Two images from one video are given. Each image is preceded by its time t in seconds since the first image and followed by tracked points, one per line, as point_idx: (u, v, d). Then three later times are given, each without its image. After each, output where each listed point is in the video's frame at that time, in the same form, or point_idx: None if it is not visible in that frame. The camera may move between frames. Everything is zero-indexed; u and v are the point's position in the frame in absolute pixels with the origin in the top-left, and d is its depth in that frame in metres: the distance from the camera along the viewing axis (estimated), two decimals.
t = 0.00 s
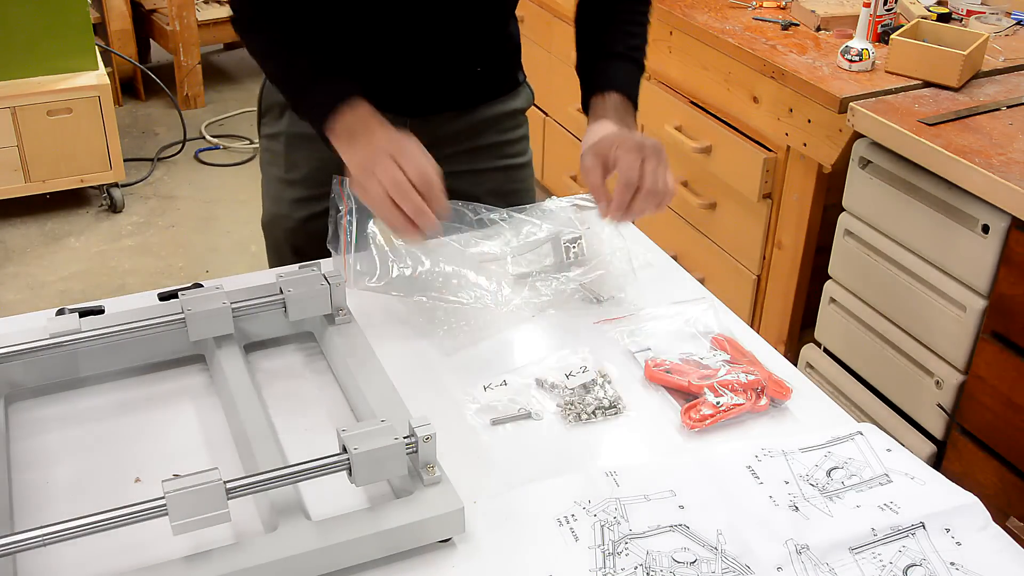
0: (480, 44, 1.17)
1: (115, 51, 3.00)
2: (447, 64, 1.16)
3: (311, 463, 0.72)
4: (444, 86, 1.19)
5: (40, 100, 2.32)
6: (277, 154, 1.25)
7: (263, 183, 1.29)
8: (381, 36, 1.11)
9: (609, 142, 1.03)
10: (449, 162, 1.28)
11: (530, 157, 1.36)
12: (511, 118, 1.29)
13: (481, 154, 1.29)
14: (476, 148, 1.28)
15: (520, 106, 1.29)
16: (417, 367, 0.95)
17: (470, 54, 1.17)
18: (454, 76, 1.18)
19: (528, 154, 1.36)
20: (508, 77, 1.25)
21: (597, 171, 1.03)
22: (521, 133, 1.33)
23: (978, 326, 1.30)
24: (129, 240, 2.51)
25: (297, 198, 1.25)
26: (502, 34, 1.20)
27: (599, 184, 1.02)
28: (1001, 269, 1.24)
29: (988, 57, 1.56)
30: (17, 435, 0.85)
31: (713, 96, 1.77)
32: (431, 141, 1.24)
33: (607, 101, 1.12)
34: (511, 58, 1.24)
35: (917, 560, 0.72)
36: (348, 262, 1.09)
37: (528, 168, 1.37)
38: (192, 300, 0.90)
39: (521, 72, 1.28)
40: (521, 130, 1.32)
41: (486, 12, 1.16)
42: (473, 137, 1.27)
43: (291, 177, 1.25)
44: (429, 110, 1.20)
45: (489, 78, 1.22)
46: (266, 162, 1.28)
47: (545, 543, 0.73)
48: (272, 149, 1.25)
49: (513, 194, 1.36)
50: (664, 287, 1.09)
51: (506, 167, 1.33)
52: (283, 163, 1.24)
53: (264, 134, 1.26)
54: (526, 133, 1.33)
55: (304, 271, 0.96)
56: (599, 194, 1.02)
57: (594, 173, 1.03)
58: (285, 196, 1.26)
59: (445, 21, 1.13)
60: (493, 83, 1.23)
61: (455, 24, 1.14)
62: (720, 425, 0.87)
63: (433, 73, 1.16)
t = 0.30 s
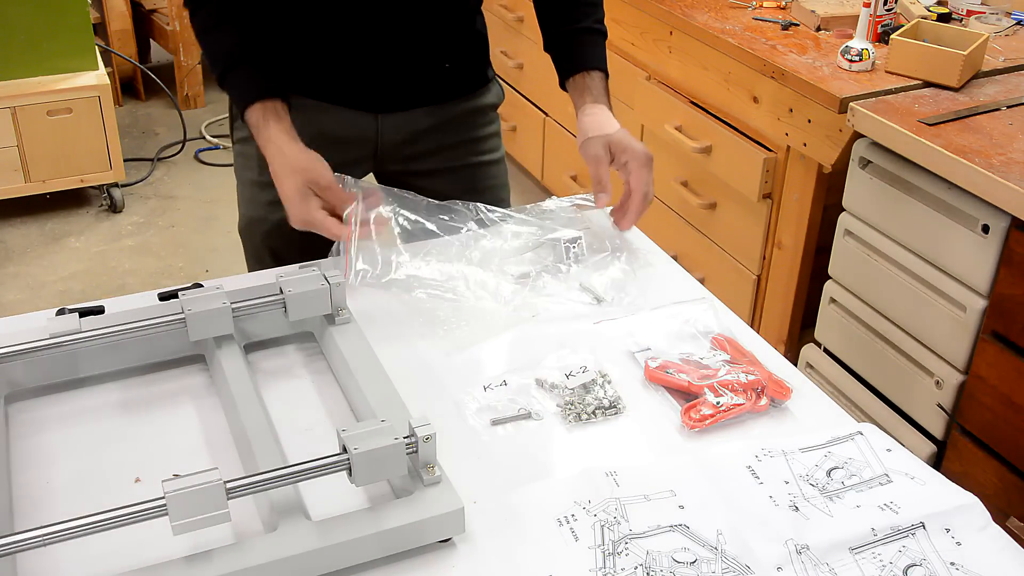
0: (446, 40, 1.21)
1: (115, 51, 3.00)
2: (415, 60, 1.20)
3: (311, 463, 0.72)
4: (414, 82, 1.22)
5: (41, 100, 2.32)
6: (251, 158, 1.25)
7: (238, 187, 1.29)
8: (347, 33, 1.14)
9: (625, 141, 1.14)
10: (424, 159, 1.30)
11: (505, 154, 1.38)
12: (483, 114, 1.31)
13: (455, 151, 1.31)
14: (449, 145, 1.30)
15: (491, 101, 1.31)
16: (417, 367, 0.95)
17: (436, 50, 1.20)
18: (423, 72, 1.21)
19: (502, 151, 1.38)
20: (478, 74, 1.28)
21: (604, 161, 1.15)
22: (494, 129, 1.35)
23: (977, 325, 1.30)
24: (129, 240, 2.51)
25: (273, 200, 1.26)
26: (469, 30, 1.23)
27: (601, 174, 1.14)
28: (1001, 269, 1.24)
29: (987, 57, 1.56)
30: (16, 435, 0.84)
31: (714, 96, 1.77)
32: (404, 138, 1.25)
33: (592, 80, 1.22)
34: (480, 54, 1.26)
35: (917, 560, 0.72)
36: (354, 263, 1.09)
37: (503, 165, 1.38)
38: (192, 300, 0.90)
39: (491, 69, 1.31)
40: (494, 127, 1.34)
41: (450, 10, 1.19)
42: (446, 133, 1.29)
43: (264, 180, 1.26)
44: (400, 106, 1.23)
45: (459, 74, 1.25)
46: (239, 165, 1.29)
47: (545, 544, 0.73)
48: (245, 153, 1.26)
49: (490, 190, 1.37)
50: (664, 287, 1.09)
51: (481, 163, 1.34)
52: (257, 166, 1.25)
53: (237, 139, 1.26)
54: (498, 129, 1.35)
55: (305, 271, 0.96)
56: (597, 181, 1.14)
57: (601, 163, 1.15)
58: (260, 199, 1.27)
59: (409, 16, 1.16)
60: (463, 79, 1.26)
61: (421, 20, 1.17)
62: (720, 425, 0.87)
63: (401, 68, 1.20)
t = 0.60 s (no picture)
0: (439, 37, 1.21)
1: (115, 51, 3.00)
2: (409, 58, 1.20)
3: (311, 463, 0.72)
4: (408, 79, 1.22)
5: (41, 100, 2.32)
6: (246, 156, 1.26)
7: (234, 186, 1.30)
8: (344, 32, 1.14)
9: (631, 181, 1.17)
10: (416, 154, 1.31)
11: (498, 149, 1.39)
12: (473, 110, 1.32)
13: (447, 147, 1.32)
14: (441, 141, 1.31)
15: (482, 98, 1.32)
16: (417, 367, 0.95)
17: (429, 47, 1.20)
18: (417, 69, 1.21)
19: (495, 146, 1.39)
20: (469, 70, 1.28)
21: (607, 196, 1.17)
22: (487, 125, 1.36)
23: (977, 325, 1.30)
24: (129, 240, 2.50)
25: (270, 197, 1.26)
26: (461, 27, 1.23)
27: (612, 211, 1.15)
28: (1001, 269, 1.24)
29: (987, 57, 1.56)
30: (16, 435, 0.84)
31: (714, 96, 1.77)
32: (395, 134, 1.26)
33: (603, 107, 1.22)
34: (472, 51, 1.27)
35: (918, 560, 0.72)
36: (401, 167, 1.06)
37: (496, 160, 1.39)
38: (192, 300, 0.90)
39: (482, 65, 1.32)
40: (486, 122, 1.35)
41: (444, 8, 1.19)
42: (438, 130, 1.30)
43: (259, 177, 1.26)
44: (394, 103, 1.23)
45: (451, 70, 1.25)
46: (234, 164, 1.29)
47: (545, 544, 0.73)
48: (241, 151, 1.27)
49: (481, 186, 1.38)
50: (664, 287, 1.09)
51: (472, 159, 1.35)
52: (253, 163, 1.25)
53: (232, 137, 1.27)
54: (490, 125, 1.36)
55: (305, 271, 0.96)
56: (605, 214, 1.15)
57: (605, 197, 1.17)
58: (256, 196, 1.27)
59: (405, 15, 1.16)
60: (455, 75, 1.26)
61: (415, 18, 1.17)
62: (721, 425, 0.87)
63: (395, 66, 1.20)
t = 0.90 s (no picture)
0: (447, 37, 1.20)
1: (115, 51, 3.00)
2: (419, 58, 1.20)
3: (311, 463, 0.72)
4: (417, 80, 1.21)
5: (41, 100, 2.32)
6: (254, 159, 1.26)
7: (241, 188, 1.29)
8: (357, 33, 1.14)
9: (643, 177, 1.19)
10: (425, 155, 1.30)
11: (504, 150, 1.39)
12: (481, 110, 1.32)
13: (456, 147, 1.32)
14: (449, 142, 1.30)
15: (489, 98, 1.32)
16: (416, 367, 0.95)
17: (438, 46, 1.20)
18: (426, 69, 1.21)
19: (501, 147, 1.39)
20: (477, 70, 1.28)
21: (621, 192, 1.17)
22: (494, 126, 1.35)
23: (977, 325, 1.30)
24: (129, 240, 2.51)
25: (278, 201, 1.26)
26: (468, 27, 1.23)
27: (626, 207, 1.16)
28: (1001, 269, 1.24)
29: (988, 57, 1.56)
30: (16, 435, 0.84)
31: (714, 96, 1.77)
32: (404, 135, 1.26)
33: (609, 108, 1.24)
34: (478, 52, 1.26)
35: (918, 560, 0.72)
36: (410, 163, 1.05)
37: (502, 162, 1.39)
38: (192, 300, 0.90)
39: (489, 65, 1.31)
40: (493, 123, 1.35)
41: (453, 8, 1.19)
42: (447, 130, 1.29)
43: (264, 179, 1.26)
44: (404, 103, 1.23)
45: (459, 70, 1.25)
46: (242, 167, 1.29)
47: (545, 544, 0.73)
48: (248, 154, 1.26)
49: (487, 186, 1.38)
50: (664, 287, 1.09)
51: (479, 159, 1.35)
52: (261, 167, 1.25)
53: (238, 140, 1.27)
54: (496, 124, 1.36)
55: (304, 271, 0.96)
56: (621, 210, 1.15)
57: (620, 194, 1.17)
58: (263, 201, 1.27)
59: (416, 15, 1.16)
60: (463, 75, 1.26)
61: (423, 18, 1.16)
62: (721, 425, 0.87)
63: (406, 66, 1.19)
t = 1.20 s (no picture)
0: (463, 42, 1.22)
1: (115, 51, 3.00)
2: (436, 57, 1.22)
3: (311, 463, 0.72)
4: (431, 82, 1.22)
5: (41, 100, 2.32)
6: (263, 158, 1.25)
7: (251, 188, 1.29)
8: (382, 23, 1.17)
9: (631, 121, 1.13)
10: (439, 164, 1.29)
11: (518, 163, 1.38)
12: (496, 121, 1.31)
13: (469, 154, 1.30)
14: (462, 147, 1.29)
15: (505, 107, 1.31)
16: (417, 367, 0.95)
17: (456, 50, 1.22)
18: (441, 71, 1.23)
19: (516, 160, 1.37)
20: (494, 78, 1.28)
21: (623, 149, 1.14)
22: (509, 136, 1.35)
23: (978, 325, 1.30)
24: (129, 240, 2.51)
25: (288, 200, 1.26)
26: (486, 33, 1.24)
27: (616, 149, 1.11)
28: (1002, 269, 1.24)
29: (988, 57, 1.56)
30: (16, 435, 0.84)
31: (714, 95, 1.77)
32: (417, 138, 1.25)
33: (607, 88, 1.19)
34: (496, 61, 1.27)
35: (917, 560, 0.72)
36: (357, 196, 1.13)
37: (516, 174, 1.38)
38: (192, 300, 0.90)
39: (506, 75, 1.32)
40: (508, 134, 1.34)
41: (471, 11, 1.21)
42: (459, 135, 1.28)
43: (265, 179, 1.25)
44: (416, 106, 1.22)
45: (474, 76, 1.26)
46: (251, 166, 1.28)
47: (545, 544, 0.73)
48: (259, 152, 1.26)
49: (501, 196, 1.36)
50: (666, 288, 1.09)
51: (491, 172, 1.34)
52: (270, 166, 1.24)
53: (249, 138, 1.26)
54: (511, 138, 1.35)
55: (304, 271, 0.97)
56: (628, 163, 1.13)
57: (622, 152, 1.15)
58: (270, 201, 1.26)
59: (433, 13, 1.18)
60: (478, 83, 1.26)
61: (444, 19, 1.19)
62: (721, 425, 0.87)
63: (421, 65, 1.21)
